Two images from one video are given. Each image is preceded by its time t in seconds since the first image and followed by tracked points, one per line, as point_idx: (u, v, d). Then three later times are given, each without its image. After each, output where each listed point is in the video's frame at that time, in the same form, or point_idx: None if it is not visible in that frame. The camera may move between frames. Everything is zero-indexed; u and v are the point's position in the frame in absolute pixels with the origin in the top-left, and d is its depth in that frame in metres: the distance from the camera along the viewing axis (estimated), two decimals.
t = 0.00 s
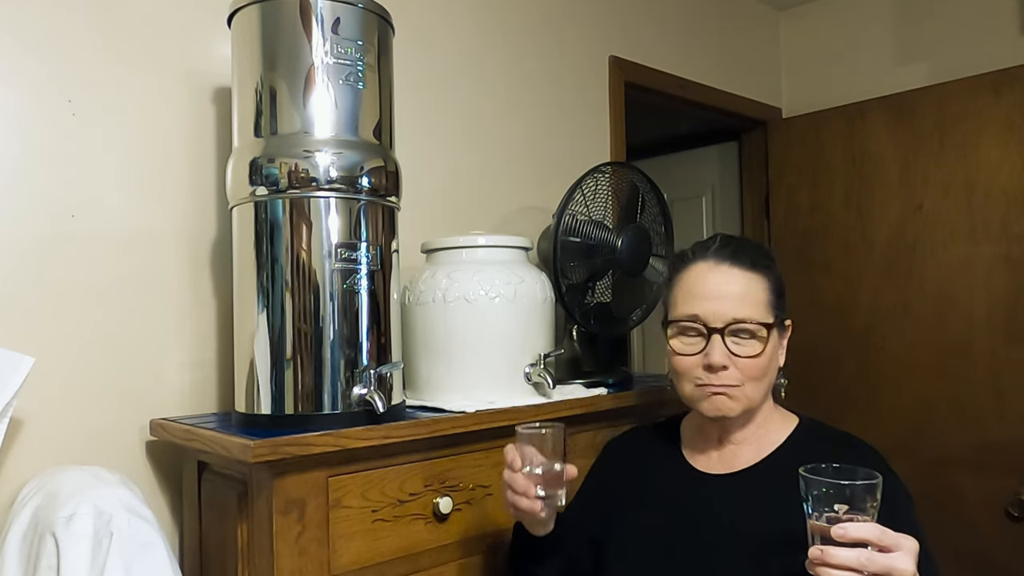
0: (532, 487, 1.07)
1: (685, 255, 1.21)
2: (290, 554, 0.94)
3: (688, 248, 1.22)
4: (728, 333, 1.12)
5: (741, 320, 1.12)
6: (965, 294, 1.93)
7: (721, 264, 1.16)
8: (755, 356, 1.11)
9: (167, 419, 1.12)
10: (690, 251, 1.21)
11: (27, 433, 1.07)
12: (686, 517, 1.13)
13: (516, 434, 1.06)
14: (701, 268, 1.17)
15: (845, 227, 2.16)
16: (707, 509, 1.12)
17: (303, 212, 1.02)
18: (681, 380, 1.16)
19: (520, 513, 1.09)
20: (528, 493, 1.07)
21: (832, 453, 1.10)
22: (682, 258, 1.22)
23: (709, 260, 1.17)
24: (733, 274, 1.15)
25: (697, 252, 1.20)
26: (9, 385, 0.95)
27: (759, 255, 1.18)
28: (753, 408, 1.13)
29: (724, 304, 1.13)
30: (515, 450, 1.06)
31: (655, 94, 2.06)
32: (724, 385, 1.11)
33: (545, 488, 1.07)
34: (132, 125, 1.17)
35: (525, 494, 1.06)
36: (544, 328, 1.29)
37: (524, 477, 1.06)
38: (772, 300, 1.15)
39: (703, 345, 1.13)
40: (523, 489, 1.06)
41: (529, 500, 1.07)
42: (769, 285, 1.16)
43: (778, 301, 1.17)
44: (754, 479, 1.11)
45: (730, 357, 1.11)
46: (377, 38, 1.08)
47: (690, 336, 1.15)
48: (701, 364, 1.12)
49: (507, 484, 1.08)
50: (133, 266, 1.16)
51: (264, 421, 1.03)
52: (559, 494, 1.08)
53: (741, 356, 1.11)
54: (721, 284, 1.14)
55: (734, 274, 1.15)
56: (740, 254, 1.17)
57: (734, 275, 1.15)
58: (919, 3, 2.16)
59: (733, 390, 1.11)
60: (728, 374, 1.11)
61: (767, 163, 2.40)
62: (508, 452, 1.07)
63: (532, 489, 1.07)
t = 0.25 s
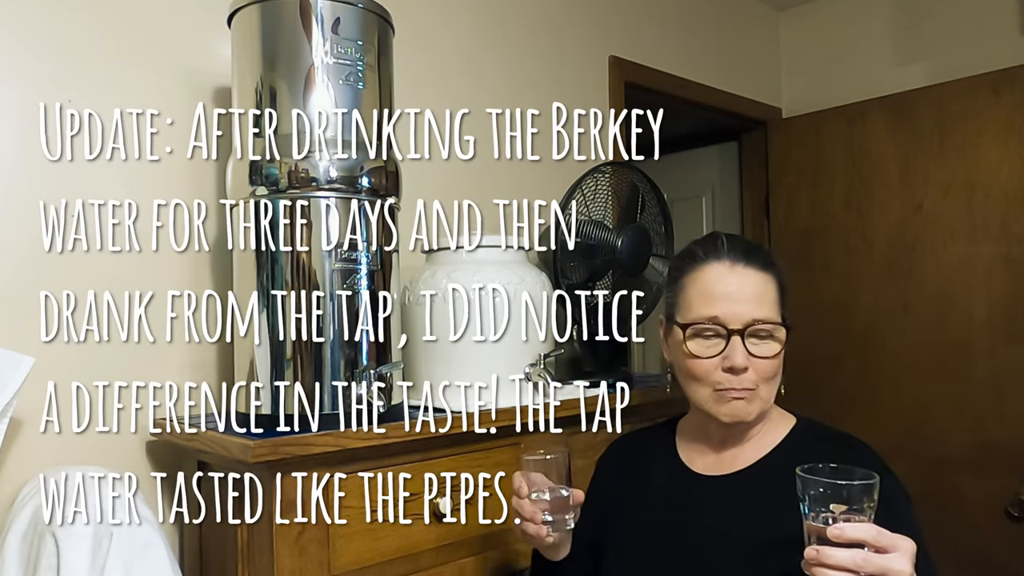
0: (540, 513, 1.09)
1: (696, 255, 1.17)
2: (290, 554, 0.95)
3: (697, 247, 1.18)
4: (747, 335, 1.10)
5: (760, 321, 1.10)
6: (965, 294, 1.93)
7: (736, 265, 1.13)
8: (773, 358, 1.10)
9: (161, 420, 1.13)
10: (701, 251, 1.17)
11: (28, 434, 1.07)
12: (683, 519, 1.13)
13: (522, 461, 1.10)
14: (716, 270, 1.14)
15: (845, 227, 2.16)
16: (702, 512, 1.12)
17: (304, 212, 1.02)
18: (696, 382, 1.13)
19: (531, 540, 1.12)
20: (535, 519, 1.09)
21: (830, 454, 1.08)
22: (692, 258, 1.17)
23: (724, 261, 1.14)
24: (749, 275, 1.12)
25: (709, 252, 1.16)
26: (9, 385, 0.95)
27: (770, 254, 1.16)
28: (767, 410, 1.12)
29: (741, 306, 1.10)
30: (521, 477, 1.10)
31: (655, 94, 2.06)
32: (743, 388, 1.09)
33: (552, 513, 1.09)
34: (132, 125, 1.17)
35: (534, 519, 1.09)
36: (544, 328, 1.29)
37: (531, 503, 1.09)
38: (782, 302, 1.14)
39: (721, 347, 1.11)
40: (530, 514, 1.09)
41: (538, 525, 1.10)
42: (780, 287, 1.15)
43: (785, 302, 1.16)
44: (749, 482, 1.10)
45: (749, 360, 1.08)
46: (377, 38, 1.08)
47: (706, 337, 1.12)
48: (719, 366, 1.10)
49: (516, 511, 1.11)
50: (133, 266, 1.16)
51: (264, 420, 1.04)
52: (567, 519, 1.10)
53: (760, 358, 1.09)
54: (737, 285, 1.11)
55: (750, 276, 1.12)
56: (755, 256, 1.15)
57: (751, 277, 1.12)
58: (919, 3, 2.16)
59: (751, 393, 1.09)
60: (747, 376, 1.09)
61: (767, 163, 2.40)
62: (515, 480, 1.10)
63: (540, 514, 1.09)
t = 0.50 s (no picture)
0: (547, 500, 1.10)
1: (701, 252, 1.17)
2: (290, 553, 0.95)
3: (702, 245, 1.18)
4: (752, 335, 1.09)
5: (765, 321, 1.10)
6: (965, 294, 1.93)
7: (742, 264, 1.14)
8: (777, 358, 1.09)
9: (161, 420, 1.13)
10: (707, 249, 1.17)
11: (28, 434, 1.07)
12: (682, 520, 1.14)
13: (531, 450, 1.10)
14: (722, 268, 1.14)
15: (844, 227, 2.16)
16: (701, 514, 1.12)
17: (304, 212, 1.02)
18: (698, 380, 1.13)
19: (533, 526, 1.13)
20: (540, 507, 1.10)
21: (828, 455, 1.09)
22: (697, 256, 1.17)
23: (729, 259, 1.14)
24: (755, 274, 1.13)
25: (715, 250, 1.16)
26: (9, 385, 0.95)
27: (774, 255, 1.17)
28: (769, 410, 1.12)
29: (748, 305, 1.10)
30: (530, 466, 1.10)
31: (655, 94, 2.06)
32: (745, 387, 1.09)
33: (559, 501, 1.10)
34: (132, 125, 1.17)
35: (540, 507, 1.10)
36: (544, 327, 1.29)
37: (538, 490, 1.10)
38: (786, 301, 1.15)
39: (725, 346, 1.10)
40: (536, 502, 1.10)
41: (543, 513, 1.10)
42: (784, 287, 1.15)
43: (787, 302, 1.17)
44: (749, 483, 1.10)
45: (753, 359, 1.09)
46: (377, 38, 1.08)
47: (711, 335, 1.12)
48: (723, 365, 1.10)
49: (522, 497, 1.12)
50: (133, 266, 1.16)
51: (264, 420, 1.04)
52: (571, 508, 1.11)
53: (764, 358, 1.09)
54: (743, 284, 1.12)
55: (756, 274, 1.13)
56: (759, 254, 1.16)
57: (757, 276, 1.13)
58: (919, 3, 2.16)
59: (753, 393, 1.10)
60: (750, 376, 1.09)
61: (767, 163, 2.40)
62: (522, 467, 1.11)
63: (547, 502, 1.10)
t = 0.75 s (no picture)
0: (548, 508, 1.10)
1: (705, 251, 1.17)
2: (290, 554, 0.95)
3: (706, 243, 1.18)
4: (755, 333, 1.10)
5: (768, 320, 1.10)
6: (965, 294, 1.93)
7: (745, 263, 1.14)
8: (779, 356, 1.10)
9: (161, 420, 1.13)
10: (710, 248, 1.17)
11: (27, 433, 1.07)
12: (682, 521, 1.14)
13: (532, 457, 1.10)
14: (725, 267, 1.14)
15: (844, 227, 2.16)
16: (701, 515, 1.12)
17: (304, 212, 1.02)
18: (700, 377, 1.13)
19: (535, 535, 1.13)
20: (540, 515, 1.10)
21: (828, 454, 1.09)
22: (701, 254, 1.18)
23: (733, 258, 1.14)
24: (758, 273, 1.13)
25: (718, 248, 1.16)
26: (9, 385, 0.95)
27: (777, 254, 1.17)
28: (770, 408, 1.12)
29: (750, 305, 1.10)
30: (531, 473, 1.10)
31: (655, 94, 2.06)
32: (747, 384, 1.10)
33: (559, 511, 1.10)
34: (132, 125, 1.17)
35: (541, 514, 1.10)
36: (544, 328, 1.29)
37: (539, 498, 1.10)
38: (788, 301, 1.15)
39: (728, 344, 1.11)
40: (535, 510, 1.10)
41: (542, 520, 1.10)
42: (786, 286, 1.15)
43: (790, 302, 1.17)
44: (749, 483, 1.10)
45: (755, 357, 1.09)
46: (377, 38, 1.08)
47: (714, 333, 1.12)
48: (726, 362, 1.10)
49: (522, 506, 1.12)
50: (133, 266, 1.16)
51: (264, 420, 1.04)
52: (572, 516, 1.11)
53: (767, 356, 1.09)
54: (747, 283, 1.12)
55: (759, 273, 1.13)
56: (762, 253, 1.16)
57: (760, 275, 1.13)
58: (919, 3, 2.16)
59: (754, 390, 1.10)
60: (752, 373, 1.09)
61: (766, 163, 2.40)
62: (523, 475, 1.11)
63: (547, 509, 1.10)
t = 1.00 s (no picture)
0: (550, 508, 1.10)
1: (705, 250, 1.17)
2: (290, 554, 0.95)
3: (707, 243, 1.18)
4: (755, 332, 1.10)
5: (768, 319, 1.10)
6: (965, 294, 1.93)
7: (746, 262, 1.14)
8: (779, 355, 1.10)
9: (161, 420, 1.13)
10: (710, 247, 1.17)
11: (27, 433, 1.07)
12: (683, 522, 1.14)
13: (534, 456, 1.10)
14: (726, 266, 1.14)
15: (844, 227, 2.16)
16: (702, 515, 1.12)
17: (304, 212, 1.02)
18: (700, 376, 1.13)
19: (537, 533, 1.13)
20: (543, 514, 1.10)
21: (828, 454, 1.09)
22: (701, 254, 1.18)
23: (733, 257, 1.15)
24: (758, 272, 1.13)
25: (719, 248, 1.16)
26: (8, 385, 0.95)
27: (778, 254, 1.17)
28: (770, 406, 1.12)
29: (750, 304, 1.10)
30: (533, 471, 1.10)
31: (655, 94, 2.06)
32: (747, 382, 1.09)
33: (561, 511, 1.10)
34: (132, 125, 1.17)
35: (543, 513, 1.10)
36: (544, 328, 1.29)
37: (541, 497, 1.10)
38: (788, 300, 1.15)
39: (728, 343, 1.11)
40: (538, 509, 1.10)
41: (543, 520, 1.10)
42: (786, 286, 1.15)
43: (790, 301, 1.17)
44: (751, 484, 1.10)
45: (756, 355, 1.09)
46: (377, 38, 1.08)
47: (714, 332, 1.12)
48: (726, 360, 1.10)
49: (525, 504, 1.12)
50: (133, 266, 1.16)
51: (264, 420, 1.04)
52: (575, 515, 1.10)
53: (767, 354, 1.09)
54: (747, 282, 1.12)
55: (759, 272, 1.13)
56: (763, 252, 1.16)
57: (761, 274, 1.13)
58: (919, 3, 2.16)
59: (755, 388, 1.10)
60: (753, 371, 1.09)
61: (766, 163, 2.40)
62: (526, 473, 1.11)
63: (549, 509, 1.10)
